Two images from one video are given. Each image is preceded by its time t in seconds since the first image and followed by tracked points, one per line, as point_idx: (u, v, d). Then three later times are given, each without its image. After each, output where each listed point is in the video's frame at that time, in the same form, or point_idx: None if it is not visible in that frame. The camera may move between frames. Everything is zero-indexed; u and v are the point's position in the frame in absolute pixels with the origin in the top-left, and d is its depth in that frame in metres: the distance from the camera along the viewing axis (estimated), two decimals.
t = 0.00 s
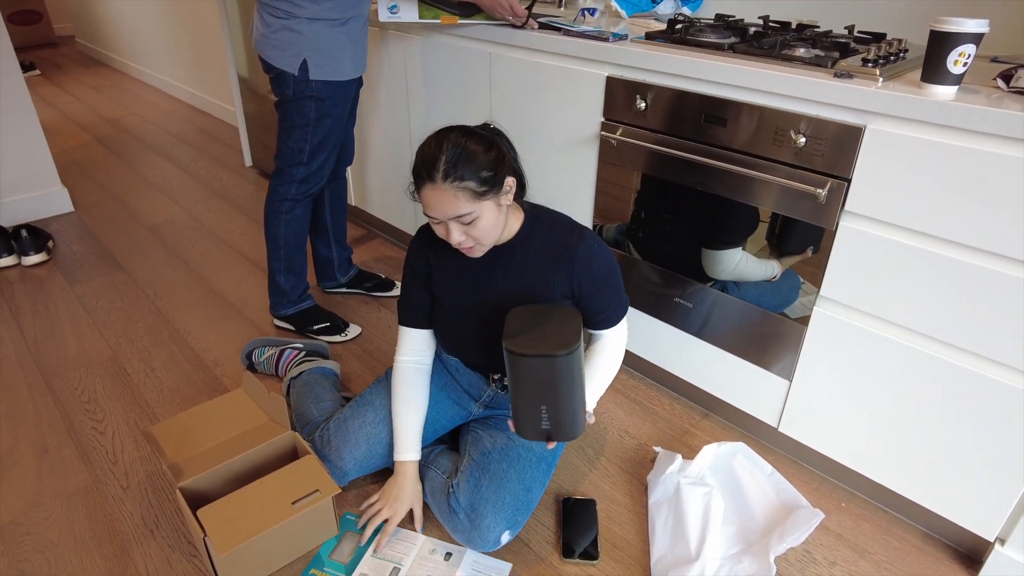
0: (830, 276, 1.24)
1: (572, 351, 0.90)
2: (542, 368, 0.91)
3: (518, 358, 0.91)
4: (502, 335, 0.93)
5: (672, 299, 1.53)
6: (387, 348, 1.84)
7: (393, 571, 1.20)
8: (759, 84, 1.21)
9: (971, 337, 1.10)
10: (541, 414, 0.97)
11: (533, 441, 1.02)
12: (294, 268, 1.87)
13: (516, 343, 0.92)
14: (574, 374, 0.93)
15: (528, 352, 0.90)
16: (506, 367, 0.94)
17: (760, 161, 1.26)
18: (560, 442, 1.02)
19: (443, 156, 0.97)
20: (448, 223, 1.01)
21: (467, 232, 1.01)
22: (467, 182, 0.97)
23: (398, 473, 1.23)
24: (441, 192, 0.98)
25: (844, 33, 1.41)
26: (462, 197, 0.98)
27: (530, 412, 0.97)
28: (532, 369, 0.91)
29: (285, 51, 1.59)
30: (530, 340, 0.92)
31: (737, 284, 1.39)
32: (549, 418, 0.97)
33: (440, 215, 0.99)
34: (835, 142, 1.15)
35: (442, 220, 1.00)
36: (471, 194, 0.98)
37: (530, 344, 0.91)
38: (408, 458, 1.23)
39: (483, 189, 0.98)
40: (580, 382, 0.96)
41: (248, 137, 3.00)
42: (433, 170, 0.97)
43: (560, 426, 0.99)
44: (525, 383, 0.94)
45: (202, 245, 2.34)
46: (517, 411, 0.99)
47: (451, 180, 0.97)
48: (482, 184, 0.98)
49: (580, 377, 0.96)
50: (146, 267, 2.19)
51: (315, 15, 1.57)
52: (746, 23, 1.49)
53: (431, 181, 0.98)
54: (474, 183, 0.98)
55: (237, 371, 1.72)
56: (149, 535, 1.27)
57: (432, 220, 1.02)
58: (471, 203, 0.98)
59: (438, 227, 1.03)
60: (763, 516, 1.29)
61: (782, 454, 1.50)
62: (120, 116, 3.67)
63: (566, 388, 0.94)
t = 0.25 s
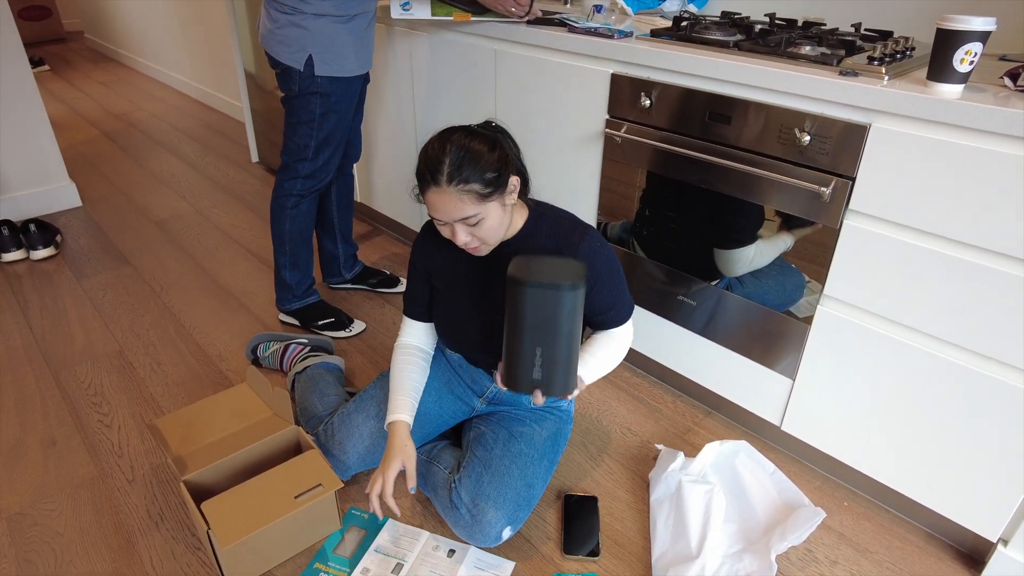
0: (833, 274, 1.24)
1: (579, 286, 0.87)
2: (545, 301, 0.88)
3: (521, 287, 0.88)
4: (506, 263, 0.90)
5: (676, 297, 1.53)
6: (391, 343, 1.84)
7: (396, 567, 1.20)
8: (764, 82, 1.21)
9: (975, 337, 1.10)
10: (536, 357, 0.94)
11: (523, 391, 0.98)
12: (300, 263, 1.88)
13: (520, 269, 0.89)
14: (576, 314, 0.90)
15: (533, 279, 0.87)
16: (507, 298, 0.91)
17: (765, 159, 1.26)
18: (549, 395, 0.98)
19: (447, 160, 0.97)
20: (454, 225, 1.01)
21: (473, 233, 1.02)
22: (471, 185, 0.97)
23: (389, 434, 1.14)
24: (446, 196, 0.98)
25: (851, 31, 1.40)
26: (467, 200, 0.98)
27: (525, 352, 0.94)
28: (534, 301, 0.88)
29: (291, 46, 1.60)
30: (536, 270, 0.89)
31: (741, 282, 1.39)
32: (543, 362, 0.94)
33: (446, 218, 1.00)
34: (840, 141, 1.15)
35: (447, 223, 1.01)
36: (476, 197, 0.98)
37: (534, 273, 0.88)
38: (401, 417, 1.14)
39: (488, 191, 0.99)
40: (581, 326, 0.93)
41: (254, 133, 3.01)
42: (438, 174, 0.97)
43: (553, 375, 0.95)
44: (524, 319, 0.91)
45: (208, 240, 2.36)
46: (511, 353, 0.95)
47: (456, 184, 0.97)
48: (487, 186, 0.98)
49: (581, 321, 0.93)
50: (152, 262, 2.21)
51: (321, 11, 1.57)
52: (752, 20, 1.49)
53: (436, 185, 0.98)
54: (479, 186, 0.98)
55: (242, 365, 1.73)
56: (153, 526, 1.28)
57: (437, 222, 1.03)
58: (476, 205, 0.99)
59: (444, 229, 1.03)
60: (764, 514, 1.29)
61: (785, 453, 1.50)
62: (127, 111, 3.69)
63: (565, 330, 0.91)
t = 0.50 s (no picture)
0: (838, 274, 1.23)
1: (603, 232, 0.84)
2: (568, 248, 0.84)
3: (542, 235, 0.83)
4: (523, 213, 0.86)
5: (680, 296, 1.53)
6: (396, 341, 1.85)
7: (399, 563, 1.20)
8: (769, 81, 1.21)
9: (980, 338, 1.10)
10: (557, 312, 0.90)
11: (542, 349, 0.95)
12: (304, 261, 1.88)
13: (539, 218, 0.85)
14: (598, 263, 0.87)
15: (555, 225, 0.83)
16: (525, 250, 0.87)
17: (770, 158, 1.26)
18: (569, 351, 0.95)
19: (447, 157, 0.97)
20: (454, 222, 1.01)
21: (473, 230, 1.02)
22: (471, 182, 0.97)
23: (382, 434, 1.17)
24: (446, 193, 0.98)
25: (858, 29, 1.39)
26: (467, 197, 0.98)
27: (546, 308, 0.90)
28: (557, 250, 0.84)
29: (292, 44, 1.60)
30: (556, 218, 0.85)
31: (746, 282, 1.39)
32: (565, 317, 0.91)
33: (446, 215, 1.00)
34: (845, 140, 1.14)
35: (448, 220, 1.01)
36: (476, 193, 0.98)
37: (554, 220, 0.84)
38: (392, 418, 1.17)
39: (488, 187, 0.99)
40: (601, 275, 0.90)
41: (260, 130, 3.02)
42: (438, 171, 0.97)
43: (574, 329, 0.92)
44: (545, 272, 0.87)
45: (214, 236, 2.37)
46: (529, 309, 0.92)
47: (456, 181, 0.97)
48: (487, 183, 0.98)
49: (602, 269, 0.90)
50: (159, 258, 2.22)
51: (321, 9, 1.57)
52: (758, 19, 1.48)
53: (436, 182, 0.98)
54: (479, 182, 0.98)
55: (247, 362, 1.74)
56: (159, 521, 1.29)
57: (438, 219, 1.03)
58: (476, 202, 0.99)
59: (445, 225, 1.04)
60: (767, 514, 1.29)
61: (789, 453, 1.50)
62: (134, 108, 3.70)
63: (589, 280, 0.88)
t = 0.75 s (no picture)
0: (843, 273, 1.23)
1: (618, 242, 0.87)
2: (586, 262, 0.87)
3: (560, 252, 0.86)
4: (536, 232, 0.89)
5: (685, 295, 1.53)
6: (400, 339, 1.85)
7: (403, 560, 1.21)
8: (775, 80, 1.20)
9: (985, 338, 1.09)
10: (578, 322, 0.93)
11: (566, 359, 0.98)
12: (308, 259, 1.89)
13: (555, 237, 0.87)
14: (614, 271, 0.90)
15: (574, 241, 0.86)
16: (543, 268, 0.89)
17: (775, 157, 1.25)
18: (590, 357, 0.99)
19: (448, 159, 0.97)
20: (458, 224, 1.01)
21: (477, 232, 1.02)
22: (474, 183, 0.98)
23: (387, 435, 1.18)
24: (449, 195, 0.98)
25: (864, 28, 1.39)
26: (470, 198, 0.98)
27: (567, 320, 0.93)
28: (576, 265, 0.87)
29: (285, 42, 1.62)
30: (569, 234, 0.88)
31: (751, 281, 1.38)
32: (585, 326, 0.94)
33: (449, 218, 1.00)
34: (851, 139, 1.14)
35: (451, 222, 1.01)
36: (478, 194, 0.99)
37: (570, 237, 0.87)
38: (398, 420, 1.18)
39: (490, 188, 0.99)
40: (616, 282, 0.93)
41: (266, 128, 3.03)
42: (440, 173, 0.98)
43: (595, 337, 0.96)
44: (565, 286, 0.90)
45: (220, 234, 2.38)
46: (550, 324, 0.94)
47: (458, 183, 0.97)
48: (489, 183, 0.99)
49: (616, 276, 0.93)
50: (164, 256, 2.23)
51: (312, 6, 1.57)
52: (763, 17, 1.48)
53: (438, 184, 0.99)
54: (481, 183, 0.98)
55: (252, 359, 1.74)
56: (164, 517, 1.30)
57: (441, 221, 1.03)
58: (479, 203, 0.99)
59: (448, 227, 1.04)
60: (771, 513, 1.29)
61: (793, 452, 1.49)
62: (141, 106, 3.72)
63: (606, 287, 0.91)
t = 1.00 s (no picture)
0: (848, 272, 1.23)
1: (643, 250, 0.89)
2: (608, 264, 0.89)
3: (586, 247, 0.88)
4: (566, 226, 0.91)
5: (689, 294, 1.53)
6: (403, 337, 1.86)
7: (406, 558, 1.21)
8: (780, 78, 1.20)
9: (991, 339, 1.09)
10: (588, 324, 0.95)
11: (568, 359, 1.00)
12: (312, 257, 1.89)
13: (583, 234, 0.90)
14: (633, 279, 0.92)
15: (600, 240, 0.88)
16: (567, 262, 0.91)
17: (780, 155, 1.25)
18: (593, 362, 1.00)
19: (451, 150, 0.98)
20: (461, 215, 1.01)
21: (480, 223, 1.02)
22: (476, 173, 0.97)
23: (389, 426, 1.18)
24: (452, 185, 0.98)
25: (871, 25, 1.38)
26: (472, 188, 0.98)
27: (578, 319, 0.95)
28: (598, 264, 0.89)
29: (279, 42, 1.62)
30: (598, 234, 0.90)
31: (756, 280, 1.38)
32: (594, 329, 0.96)
33: (452, 208, 1.00)
34: (857, 137, 1.14)
35: (455, 213, 1.01)
36: (481, 184, 0.98)
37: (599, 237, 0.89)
38: (400, 412, 1.18)
39: (493, 178, 0.99)
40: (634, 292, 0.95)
41: (271, 126, 3.03)
42: (443, 164, 0.98)
43: (601, 342, 0.97)
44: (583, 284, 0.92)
45: (225, 232, 2.38)
46: (561, 320, 0.96)
47: (461, 173, 0.97)
48: (492, 174, 0.98)
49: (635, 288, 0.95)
50: (170, 253, 2.24)
51: (303, 4, 1.57)
52: (769, 16, 1.47)
53: (441, 175, 0.99)
54: (484, 173, 0.98)
55: (257, 356, 1.75)
56: (169, 514, 1.31)
57: (444, 213, 1.03)
58: (482, 193, 0.99)
59: (451, 219, 1.04)
60: (775, 513, 1.29)
61: (798, 452, 1.49)
62: (148, 104, 3.73)
63: (622, 294, 0.93)
